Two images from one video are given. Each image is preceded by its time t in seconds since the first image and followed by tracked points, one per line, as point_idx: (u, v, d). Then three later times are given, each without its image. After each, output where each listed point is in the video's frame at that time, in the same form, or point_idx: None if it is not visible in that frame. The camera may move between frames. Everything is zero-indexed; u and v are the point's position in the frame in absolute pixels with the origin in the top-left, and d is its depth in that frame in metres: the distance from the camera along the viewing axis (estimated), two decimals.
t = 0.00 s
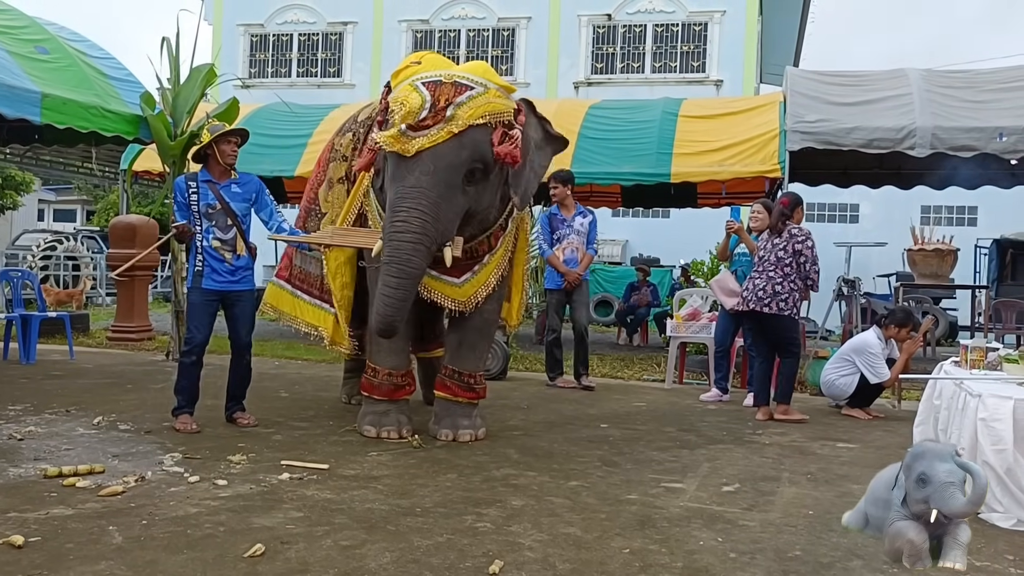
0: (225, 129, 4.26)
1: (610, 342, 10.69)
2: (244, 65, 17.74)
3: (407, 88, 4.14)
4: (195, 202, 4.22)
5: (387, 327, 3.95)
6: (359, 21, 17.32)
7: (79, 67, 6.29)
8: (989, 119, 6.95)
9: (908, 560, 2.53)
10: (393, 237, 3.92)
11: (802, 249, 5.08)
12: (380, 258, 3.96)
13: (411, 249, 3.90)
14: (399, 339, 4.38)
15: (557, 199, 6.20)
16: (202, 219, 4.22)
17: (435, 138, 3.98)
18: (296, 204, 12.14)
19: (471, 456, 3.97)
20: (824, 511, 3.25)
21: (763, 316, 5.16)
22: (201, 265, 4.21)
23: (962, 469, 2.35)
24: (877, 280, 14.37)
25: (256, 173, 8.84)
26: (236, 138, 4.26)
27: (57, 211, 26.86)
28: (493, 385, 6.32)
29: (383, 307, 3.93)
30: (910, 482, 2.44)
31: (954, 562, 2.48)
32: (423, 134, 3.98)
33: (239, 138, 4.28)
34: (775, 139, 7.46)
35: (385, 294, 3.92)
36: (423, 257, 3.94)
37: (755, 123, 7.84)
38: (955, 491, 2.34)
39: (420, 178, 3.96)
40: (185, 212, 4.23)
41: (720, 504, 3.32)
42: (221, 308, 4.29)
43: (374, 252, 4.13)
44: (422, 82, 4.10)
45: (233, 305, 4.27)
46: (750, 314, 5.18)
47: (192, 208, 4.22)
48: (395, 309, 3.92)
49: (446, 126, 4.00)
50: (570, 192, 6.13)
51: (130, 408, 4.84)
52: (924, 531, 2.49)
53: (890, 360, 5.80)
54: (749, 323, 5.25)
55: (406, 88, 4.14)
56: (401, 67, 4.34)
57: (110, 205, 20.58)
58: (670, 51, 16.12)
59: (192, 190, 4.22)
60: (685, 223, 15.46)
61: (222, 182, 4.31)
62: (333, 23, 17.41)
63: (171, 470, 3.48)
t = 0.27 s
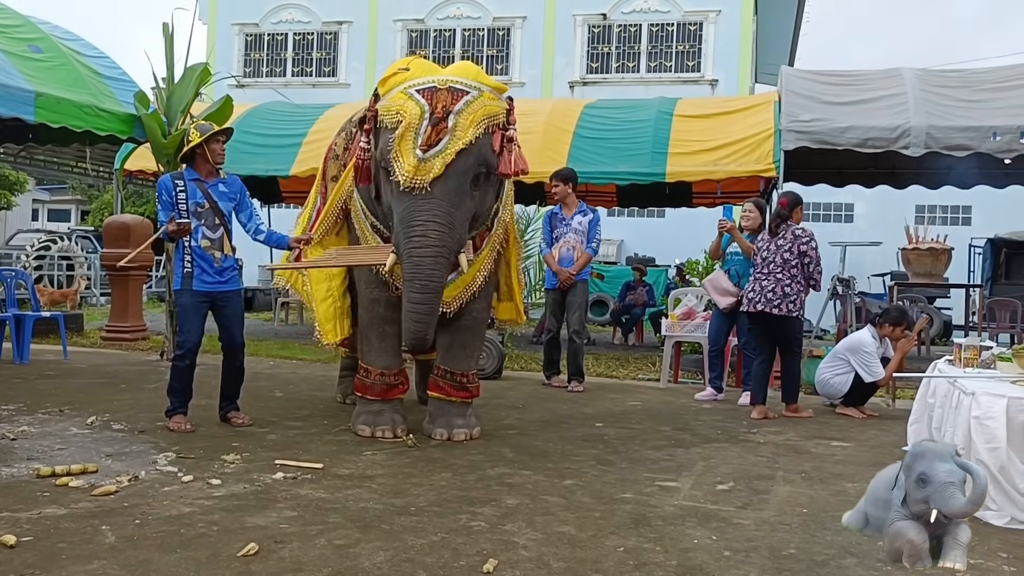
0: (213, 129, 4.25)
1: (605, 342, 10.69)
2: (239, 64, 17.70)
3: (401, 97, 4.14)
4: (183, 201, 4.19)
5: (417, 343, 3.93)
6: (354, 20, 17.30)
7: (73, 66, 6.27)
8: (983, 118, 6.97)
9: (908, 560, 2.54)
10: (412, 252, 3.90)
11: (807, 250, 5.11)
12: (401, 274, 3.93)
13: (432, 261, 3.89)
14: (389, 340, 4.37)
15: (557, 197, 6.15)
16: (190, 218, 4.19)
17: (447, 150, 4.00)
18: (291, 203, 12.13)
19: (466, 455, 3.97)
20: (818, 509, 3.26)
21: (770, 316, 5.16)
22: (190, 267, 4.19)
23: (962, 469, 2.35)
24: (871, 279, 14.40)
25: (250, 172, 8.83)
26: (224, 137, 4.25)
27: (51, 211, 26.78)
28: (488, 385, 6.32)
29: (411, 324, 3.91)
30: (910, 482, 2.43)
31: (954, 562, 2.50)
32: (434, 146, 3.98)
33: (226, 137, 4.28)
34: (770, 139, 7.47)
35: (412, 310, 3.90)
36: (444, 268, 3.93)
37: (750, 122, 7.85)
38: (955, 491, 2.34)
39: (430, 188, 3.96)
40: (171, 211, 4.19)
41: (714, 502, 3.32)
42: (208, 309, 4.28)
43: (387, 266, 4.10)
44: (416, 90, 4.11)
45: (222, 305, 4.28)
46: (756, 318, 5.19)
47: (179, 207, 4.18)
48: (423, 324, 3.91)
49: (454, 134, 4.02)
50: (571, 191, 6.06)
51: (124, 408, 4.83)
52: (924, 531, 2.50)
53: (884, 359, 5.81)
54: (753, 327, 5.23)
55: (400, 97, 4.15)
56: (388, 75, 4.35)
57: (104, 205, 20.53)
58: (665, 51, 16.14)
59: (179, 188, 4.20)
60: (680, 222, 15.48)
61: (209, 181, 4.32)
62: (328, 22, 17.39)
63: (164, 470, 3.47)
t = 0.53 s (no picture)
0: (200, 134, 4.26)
1: (601, 342, 10.69)
2: (234, 64, 17.67)
3: (407, 93, 4.12)
4: (170, 207, 4.19)
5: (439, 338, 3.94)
6: (349, 20, 17.29)
7: (66, 66, 6.26)
8: (977, 118, 6.99)
9: (908, 560, 2.53)
10: (434, 246, 3.88)
11: (813, 251, 5.17)
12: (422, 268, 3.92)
13: (454, 253, 3.89)
14: (381, 339, 4.38)
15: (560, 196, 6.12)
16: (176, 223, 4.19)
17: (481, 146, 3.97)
18: (286, 203, 12.12)
19: (461, 456, 3.97)
20: (812, 509, 3.26)
21: (779, 315, 5.22)
22: (176, 273, 4.16)
23: (963, 470, 2.36)
24: (866, 280, 14.43)
25: (245, 173, 8.82)
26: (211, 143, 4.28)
27: (46, 211, 26.73)
28: (483, 385, 6.31)
29: (434, 318, 3.92)
30: (910, 482, 2.44)
31: (954, 562, 2.47)
32: (464, 142, 3.94)
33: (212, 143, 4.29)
34: (765, 139, 7.47)
35: (436, 304, 3.91)
36: (466, 260, 3.95)
37: (745, 122, 7.86)
38: (955, 491, 2.34)
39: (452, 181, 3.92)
40: (158, 215, 4.15)
41: (709, 503, 3.32)
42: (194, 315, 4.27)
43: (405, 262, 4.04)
44: (422, 86, 4.10)
45: (207, 311, 4.28)
46: (763, 319, 5.28)
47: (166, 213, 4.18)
48: (448, 317, 3.92)
49: (477, 130, 4.00)
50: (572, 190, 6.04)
51: (118, 410, 4.81)
52: (924, 531, 2.49)
53: (878, 360, 5.82)
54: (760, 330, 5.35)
55: (407, 93, 4.13)
56: (388, 71, 4.36)
57: (98, 204, 20.49)
58: (661, 51, 16.15)
59: (166, 193, 4.19)
60: (675, 222, 15.49)
61: (194, 187, 4.33)
62: (323, 22, 17.38)
63: (158, 471, 3.47)
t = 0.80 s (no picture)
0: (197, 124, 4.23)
1: (599, 342, 10.70)
2: (232, 64, 17.66)
3: (401, 86, 4.15)
4: (168, 197, 4.19)
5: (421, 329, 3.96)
6: (347, 20, 17.28)
7: (64, 66, 6.25)
8: (975, 118, 6.99)
9: (908, 560, 2.53)
10: (418, 237, 3.88)
11: (820, 250, 5.31)
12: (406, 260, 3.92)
13: (436, 246, 3.88)
14: (380, 339, 4.37)
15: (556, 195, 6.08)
16: (174, 213, 4.19)
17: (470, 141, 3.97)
18: (285, 203, 12.12)
19: (459, 456, 3.97)
20: (811, 508, 3.26)
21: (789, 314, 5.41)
22: (174, 265, 4.16)
23: (963, 470, 2.36)
24: (864, 279, 14.44)
25: (243, 172, 8.82)
26: (207, 134, 4.23)
27: (43, 211, 26.72)
28: (482, 384, 6.32)
29: (416, 309, 3.92)
30: (910, 482, 2.44)
31: (954, 562, 2.46)
32: (452, 136, 3.94)
33: (209, 134, 4.26)
34: (763, 138, 7.48)
35: (417, 295, 3.90)
36: (450, 253, 3.93)
37: (743, 122, 7.87)
38: (955, 491, 2.35)
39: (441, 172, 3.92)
40: (156, 206, 4.16)
41: (707, 502, 3.32)
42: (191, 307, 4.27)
43: (388, 253, 4.12)
44: (416, 79, 4.12)
45: (206, 302, 4.28)
46: (772, 317, 5.50)
47: (164, 204, 4.17)
48: (429, 309, 3.92)
49: (467, 124, 4.00)
50: (569, 189, 6.01)
51: (116, 410, 4.81)
52: (924, 531, 2.49)
53: (876, 359, 5.83)
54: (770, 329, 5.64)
55: (401, 86, 4.15)
56: (384, 66, 4.39)
57: (96, 204, 20.47)
58: (659, 51, 16.15)
59: (163, 183, 4.18)
60: (673, 222, 15.50)
61: (192, 177, 4.32)
62: (321, 22, 17.36)
63: (157, 471, 3.47)
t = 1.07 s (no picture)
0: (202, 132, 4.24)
1: (599, 342, 10.70)
2: (231, 64, 17.66)
3: (381, 88, 4.16)
4: (170, 205, 4.19)
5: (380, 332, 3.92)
6: (347, 20, 17.29)
7: (65, 66, 6.25)
8: (975, 118, 7.00)
9: (908, 560, 2.53)
10: (372, 238, 3.90)
11: (819, 251, 5.32)
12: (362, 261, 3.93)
13: (389, 249, 3.87)
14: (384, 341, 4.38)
15: (548, 195, 6.09)
16: (176, 222, 4.19)
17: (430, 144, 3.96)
18: (285, 204, 12.12)
19: (460, 456, 3.97)
20: (812, 508, 3.26)
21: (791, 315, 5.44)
22: (177, 273, 4.16)
23: (962, 470, 2.36)
24: (863, 280, 14.44)
25: (243, 172, 8.82)
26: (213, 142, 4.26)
27: (43, 211, 26.74)
28: (482, 385, 6.32)
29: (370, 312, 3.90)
30: (910, 482, 2.44)
31: (954, 562, 2.47)
32: (411, 139, 3.94)
33: (214, 142, 4.28)
34: (763, 139, 7.48)
35: (370, 297, 3.91)
36: (404, 257, 3.91)
37: (743, 122, 7.87)
38: (955, 491, 2.35)
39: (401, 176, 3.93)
40: (159, 213, 4.16)
41: (708, 502, 3.32)
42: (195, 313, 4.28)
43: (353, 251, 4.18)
44: (395, 82, 4.12)
45: (209, 307, 4.28)
46: (777, 318, 5.51)
47: (167, 212, 4.18)
48: (382, 312, 3.89)
49: (431, 128, 3.98)
50: (561, 189, 6.01)
51: (116, 410, 4.81)
52: (924, 531, 2.48)
53: (876, 359, 5.83)
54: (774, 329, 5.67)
55: (381, 88, 4.17)
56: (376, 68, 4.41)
57: (96, 205, 20.47)
58: (659, 51, 16.15)
59: (166, 192, 4.18)
60: (674, 222, 15.50)
61: (195, 185, 4.31)
62: (321, 22, 17.37)
63: (158, 471, 3.47)
